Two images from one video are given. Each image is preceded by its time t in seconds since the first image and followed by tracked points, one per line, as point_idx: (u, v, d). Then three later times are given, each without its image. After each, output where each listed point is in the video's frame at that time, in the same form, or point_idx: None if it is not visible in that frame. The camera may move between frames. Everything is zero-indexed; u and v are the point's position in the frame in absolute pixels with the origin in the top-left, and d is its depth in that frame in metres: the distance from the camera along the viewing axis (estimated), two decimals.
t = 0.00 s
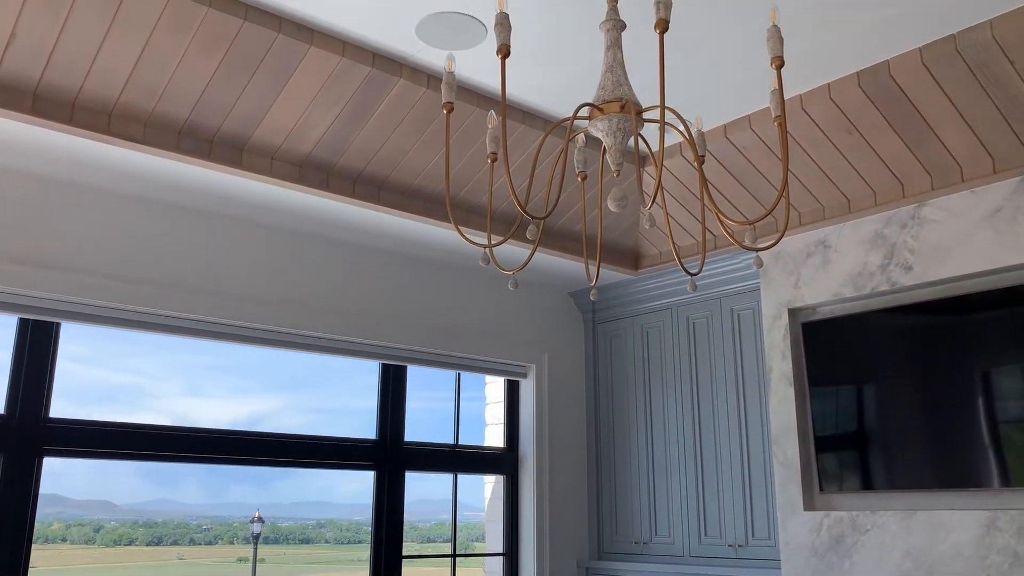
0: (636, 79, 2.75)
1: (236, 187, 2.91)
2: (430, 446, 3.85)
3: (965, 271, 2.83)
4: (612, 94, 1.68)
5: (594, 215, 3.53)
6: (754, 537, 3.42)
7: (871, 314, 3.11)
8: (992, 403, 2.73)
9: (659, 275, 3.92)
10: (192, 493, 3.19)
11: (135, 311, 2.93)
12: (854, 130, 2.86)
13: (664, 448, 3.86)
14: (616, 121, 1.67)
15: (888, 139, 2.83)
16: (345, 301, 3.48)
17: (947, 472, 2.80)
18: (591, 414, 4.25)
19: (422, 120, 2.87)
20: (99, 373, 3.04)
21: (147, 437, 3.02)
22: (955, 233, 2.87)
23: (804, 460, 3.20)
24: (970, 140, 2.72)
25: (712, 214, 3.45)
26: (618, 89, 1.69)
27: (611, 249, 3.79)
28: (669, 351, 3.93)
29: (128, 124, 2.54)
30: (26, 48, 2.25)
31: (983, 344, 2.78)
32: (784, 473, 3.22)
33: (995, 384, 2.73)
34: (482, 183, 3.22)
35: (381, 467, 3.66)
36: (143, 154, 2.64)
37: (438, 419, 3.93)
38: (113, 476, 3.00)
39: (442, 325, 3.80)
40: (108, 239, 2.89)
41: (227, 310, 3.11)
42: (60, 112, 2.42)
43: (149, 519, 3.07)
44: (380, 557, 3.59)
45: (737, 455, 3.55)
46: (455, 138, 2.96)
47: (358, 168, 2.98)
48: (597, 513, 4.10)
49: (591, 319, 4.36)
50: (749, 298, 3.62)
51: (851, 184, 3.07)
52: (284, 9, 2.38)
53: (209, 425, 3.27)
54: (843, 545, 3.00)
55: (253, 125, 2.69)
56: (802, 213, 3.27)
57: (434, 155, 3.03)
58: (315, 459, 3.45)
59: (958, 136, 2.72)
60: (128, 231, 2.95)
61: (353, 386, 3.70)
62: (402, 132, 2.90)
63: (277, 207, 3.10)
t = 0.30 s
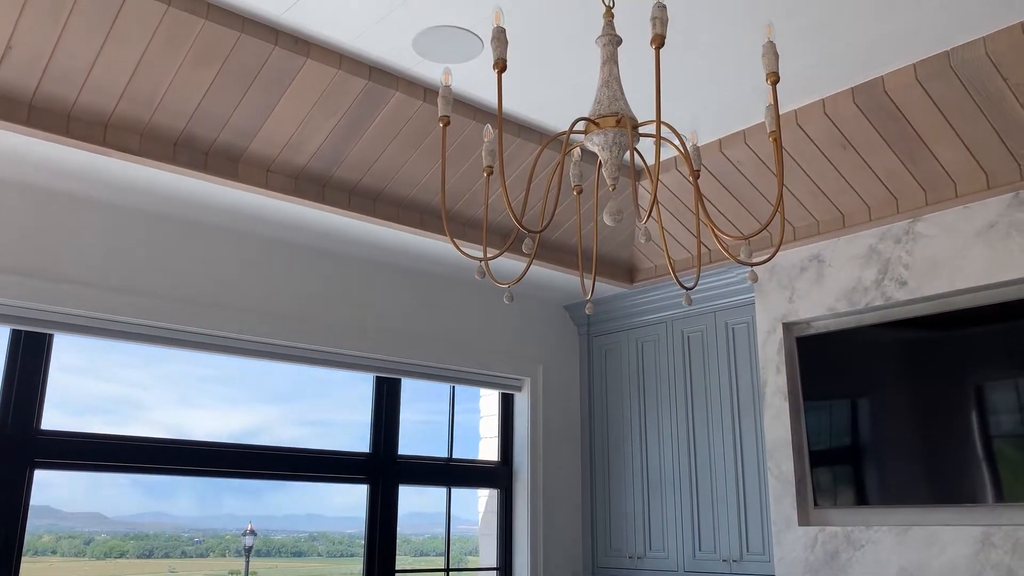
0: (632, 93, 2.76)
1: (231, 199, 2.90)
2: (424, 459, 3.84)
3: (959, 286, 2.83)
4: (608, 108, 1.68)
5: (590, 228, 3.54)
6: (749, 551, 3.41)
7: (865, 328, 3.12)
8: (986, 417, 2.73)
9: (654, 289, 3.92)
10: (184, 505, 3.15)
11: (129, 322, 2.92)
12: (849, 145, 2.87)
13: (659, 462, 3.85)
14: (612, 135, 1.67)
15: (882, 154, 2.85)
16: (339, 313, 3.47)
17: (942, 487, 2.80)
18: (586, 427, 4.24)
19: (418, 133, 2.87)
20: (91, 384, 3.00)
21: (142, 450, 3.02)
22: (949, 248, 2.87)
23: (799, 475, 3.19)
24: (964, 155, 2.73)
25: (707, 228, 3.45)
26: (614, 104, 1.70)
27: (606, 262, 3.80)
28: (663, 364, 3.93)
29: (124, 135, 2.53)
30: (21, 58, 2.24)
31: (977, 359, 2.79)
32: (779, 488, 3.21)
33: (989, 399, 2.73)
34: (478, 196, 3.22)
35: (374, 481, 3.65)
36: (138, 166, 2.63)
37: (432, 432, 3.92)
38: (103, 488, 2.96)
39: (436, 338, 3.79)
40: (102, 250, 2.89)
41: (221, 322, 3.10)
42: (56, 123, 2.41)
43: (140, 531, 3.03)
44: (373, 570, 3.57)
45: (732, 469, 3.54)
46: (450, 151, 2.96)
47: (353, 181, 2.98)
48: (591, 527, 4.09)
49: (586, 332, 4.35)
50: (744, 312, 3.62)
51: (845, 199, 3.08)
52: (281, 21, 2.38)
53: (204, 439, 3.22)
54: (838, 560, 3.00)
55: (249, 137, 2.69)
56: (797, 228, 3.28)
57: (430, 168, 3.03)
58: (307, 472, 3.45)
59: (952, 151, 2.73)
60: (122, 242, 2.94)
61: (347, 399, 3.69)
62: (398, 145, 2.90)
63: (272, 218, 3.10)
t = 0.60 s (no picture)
0: (626, 105, 2.77)
1: (225, 209, 2.90)
2: (417, 470, 3.83)
3: (951, 298, 2.84)
4: (602, 120, 1.68)
5: (583, 239, 3.54)
6: (742, 563, 3.40)
7: (858, 340, 3.12)
8: (979, 430, 2.73)
9: (647, 300, 3.93)
10: (175, 515, 3.12)
11: (120, 332, 2.91)
12: (842, 157, 2.89)
13: (652, 474, 3.85)
14: (606, 147, 1.67)
15: (875, 167, 2.86)
16: (332, 324, 3.46)
17: (934, 499, 2.80)
18: (579, 438, 4.23)
19: (413, 144, 2.88)
20: (82, 394, 2.98)
21: (137, 463, 3.01)
22: (941, 260, 2.88)
23: (792, 487, 3.19)
24: (956, 169, 2.75)
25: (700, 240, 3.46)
26: (609, 116, 1.70)
27: (599, 273, 3.80)
28: (657, 376, 3.93)
29: (117, 145, 2.53)
30: (15, 67, 2.24)
31: (969, 371, 2.80)
32: (772, 500, 3.21)
33: (981, 411, 2.74)
34: (472, 208, 3.22)
35: (367, 491, 3.64)
36: (132, 175, 2.63)
37: (425, 443, 3.91)
38: (94, 498, 2.94)
39: (430, 348, 3.79)
40: (94, 260, 2.88)
41: (213, 332, 3.09)
42: (49, 132, 2.41)
43: (131, 542, 3.00)
44: None
45: (726, 480, 3.54)
46: (445, 163, 2.97)
47: (347, 192, 2.98)
48: (585, 539, 4.08)
49: (579, 343, 4.35)
50: (737, 323, 3.63)
51: (838, 211, 3.09)
52: (276, 32, 2.39)
53: (195, 450, 3.20)
54: (831, 573, 2.99)
55: (243, 147, 2.69)
56: (790, 240, 3.29)
57: (424, 178, 3.03)
58: (300, 483, 3.43)
59: (944, 164, 2.75)
60: (115, 251, 2.93)
61: (341, 409, 3.67)
62: (392, 156, 2.90)
63: (265, 228, 3.09)
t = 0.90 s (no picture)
0: (619, 113, 2.77)
1: (218, 215, 2.90)
2: (409, 478, 3.82)
3: (943, 306, 2.85)
4: (595, 128, 1.68)
5: (576, 247, 3.55)
6: (735, 571, 3.40)
7: (850, 348, 3.13)
8: (970, 437, 2.74)
9: (640, 307, 3.93)
10: (167, 523, 3.10)
11: (111, 338, 2.90)
12: (834, 166, 2.90)
13: (645, 481, 3.85)
14: (598, 155, 1.67)
15: (867, 175, 2.87)
16: (325, 331, 3.46)
17: (927, 506, 2.81)
18: (572, 446, 4.23)
19: (406, 151, 2.88)
20: (74, 401, 2.96)
21: (127, 470, 2.99)
22: (933, 268, 2.90)
23: (785, 494, 3.19)
24: (947, 177, 2.76)
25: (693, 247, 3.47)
26: (601, 124, 1.70)
27: (592, 281, 3.81)
28: (650, 383, 3.94)
29: (110, 151, 2.53)
30: (7, 72, 2.24)
31: (961, 378, 2.80)
32: (764, 508, 3.21)
33: (973, 419, 2.74)
34: (465, 215, 3.23)
35: (360, 499, 3.63)
36: (124, 182, 2.62)
37: (418, 451, 3.90)
38: (84, 505, 2.92)
39: (422, 355, 3.78)
40: (86, 267, 2.87)
41: (205, 339, 3.08)
42: (42, 138, 2.41)
43: (123, 549, 2.98)
44: None
45: (718, 488, 3.54)
46: (438, 170, 2.97)
47: (341, 199, 2.98)
48: (578, 547, 4.07)
49: (572, 351, 4.35)
50: (730, 331, 3.63)
51: (830, 219, 3.10)
52: (269, 39, 2.39)
53: (187, 457, 3.18)
54: None
55: (235, 154, 2.68)
56: (782, 248, 3.30)
57: (417, 186, 3.03)
58: (291, 490, 3.42)
59: (935, 173, 2.76)
60: (107, 258, 2.93)
61: (333, 417, 3.66)
62: (385, 164, 2.90)
63: (258, 235, 3.09)
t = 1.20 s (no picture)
0: (611, 116, 2.78)
1: (209, 216, 2.89)
2: (401, 479, 3.82)
3: (933, 309, 2.86)
4: (587, 130, 1.68)
5: (568, 249, 3.55)
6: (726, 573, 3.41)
7: (841, 350, 3.14)
8: (961, 439, 2.75)
9: (632, 309, 3.94)
10: (158, 523, 3.09)
11: (102, 339, 2.89)
12: (825, 169, 2.91)
13: (637, 483, 3.85)
14: (590, 156, 1.67)
15: (857, 178, 2.88)
16: (316, 331, 3.45)
17: (917, 508, 2.82)
18: (564, 447, 4.23)
19: (398, 152, 2.88)
20: (64, 401, 2.96)
21: (118, 471, 2.98)
22: (923, 271, 2.91)
23: (775, 496, 3.20)
24: (938, 181, 2.77)
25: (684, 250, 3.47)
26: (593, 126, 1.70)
27: (584, 283, 3.81)
28: (641, 385, 3.94)
29: (101, 152, 2.52)
30: None
31: (951, 381, 2.82)
32: (755, 509, 3.22)
33: (963, 421, 2.76)
34: (457, 216, 3.23)
35: (351, 501, 3.63)
36: (115, 182, 2.61)
37: (409, 452, 3.90)
38: (75, 507, 2.92)
39: (414, 356, 3.78)
40: (76, 267, 2.86)
41: (197, 340, 3.08)
42: (32, 138, 2.40)
43: (113, 550, 2.97)
44: None
45: (709, 490, 3.54)
46: (430, 171, 2.97)
47: (332, 200, 2.98)
48: (569, 548, 4.07)
49: (564, 352, 4.36)
50: (721, 333, 3.64)
51: (821, 222, 3.11)
52: (261, 40, 2.39)
53: (178, 457, 3.17)
54: None
55: (227, 154, 2.68)
56: (773, 250, 3.31)
57: (409, 187, 3.03)
58: (283, 491, 3.41)
59: (926, 176, 2.77)
60: (97, 258, 2.92)
61: (325, 418, 3.65)
62: (377, 165, 2.90)
63: (249, 235, 3.08)
